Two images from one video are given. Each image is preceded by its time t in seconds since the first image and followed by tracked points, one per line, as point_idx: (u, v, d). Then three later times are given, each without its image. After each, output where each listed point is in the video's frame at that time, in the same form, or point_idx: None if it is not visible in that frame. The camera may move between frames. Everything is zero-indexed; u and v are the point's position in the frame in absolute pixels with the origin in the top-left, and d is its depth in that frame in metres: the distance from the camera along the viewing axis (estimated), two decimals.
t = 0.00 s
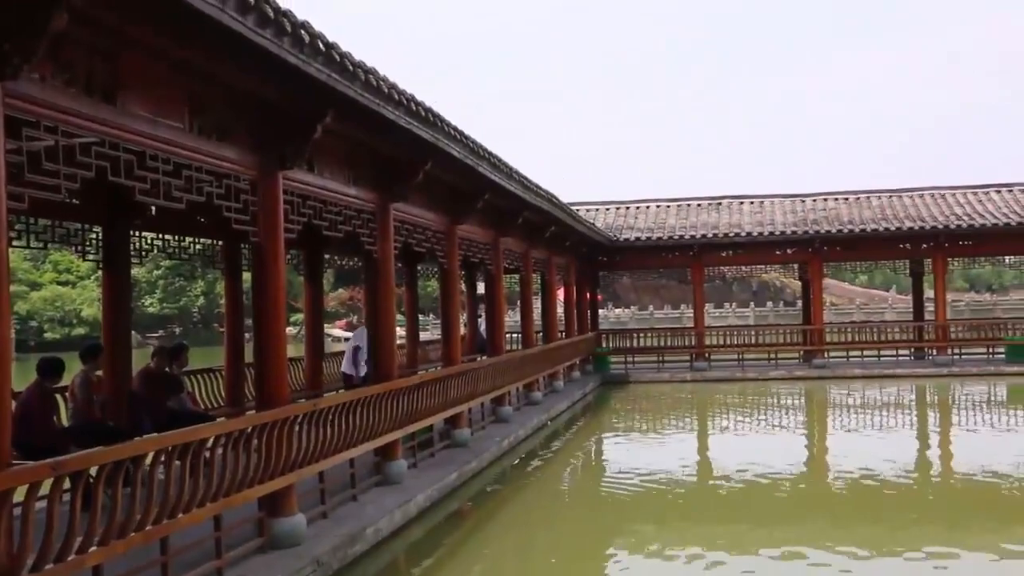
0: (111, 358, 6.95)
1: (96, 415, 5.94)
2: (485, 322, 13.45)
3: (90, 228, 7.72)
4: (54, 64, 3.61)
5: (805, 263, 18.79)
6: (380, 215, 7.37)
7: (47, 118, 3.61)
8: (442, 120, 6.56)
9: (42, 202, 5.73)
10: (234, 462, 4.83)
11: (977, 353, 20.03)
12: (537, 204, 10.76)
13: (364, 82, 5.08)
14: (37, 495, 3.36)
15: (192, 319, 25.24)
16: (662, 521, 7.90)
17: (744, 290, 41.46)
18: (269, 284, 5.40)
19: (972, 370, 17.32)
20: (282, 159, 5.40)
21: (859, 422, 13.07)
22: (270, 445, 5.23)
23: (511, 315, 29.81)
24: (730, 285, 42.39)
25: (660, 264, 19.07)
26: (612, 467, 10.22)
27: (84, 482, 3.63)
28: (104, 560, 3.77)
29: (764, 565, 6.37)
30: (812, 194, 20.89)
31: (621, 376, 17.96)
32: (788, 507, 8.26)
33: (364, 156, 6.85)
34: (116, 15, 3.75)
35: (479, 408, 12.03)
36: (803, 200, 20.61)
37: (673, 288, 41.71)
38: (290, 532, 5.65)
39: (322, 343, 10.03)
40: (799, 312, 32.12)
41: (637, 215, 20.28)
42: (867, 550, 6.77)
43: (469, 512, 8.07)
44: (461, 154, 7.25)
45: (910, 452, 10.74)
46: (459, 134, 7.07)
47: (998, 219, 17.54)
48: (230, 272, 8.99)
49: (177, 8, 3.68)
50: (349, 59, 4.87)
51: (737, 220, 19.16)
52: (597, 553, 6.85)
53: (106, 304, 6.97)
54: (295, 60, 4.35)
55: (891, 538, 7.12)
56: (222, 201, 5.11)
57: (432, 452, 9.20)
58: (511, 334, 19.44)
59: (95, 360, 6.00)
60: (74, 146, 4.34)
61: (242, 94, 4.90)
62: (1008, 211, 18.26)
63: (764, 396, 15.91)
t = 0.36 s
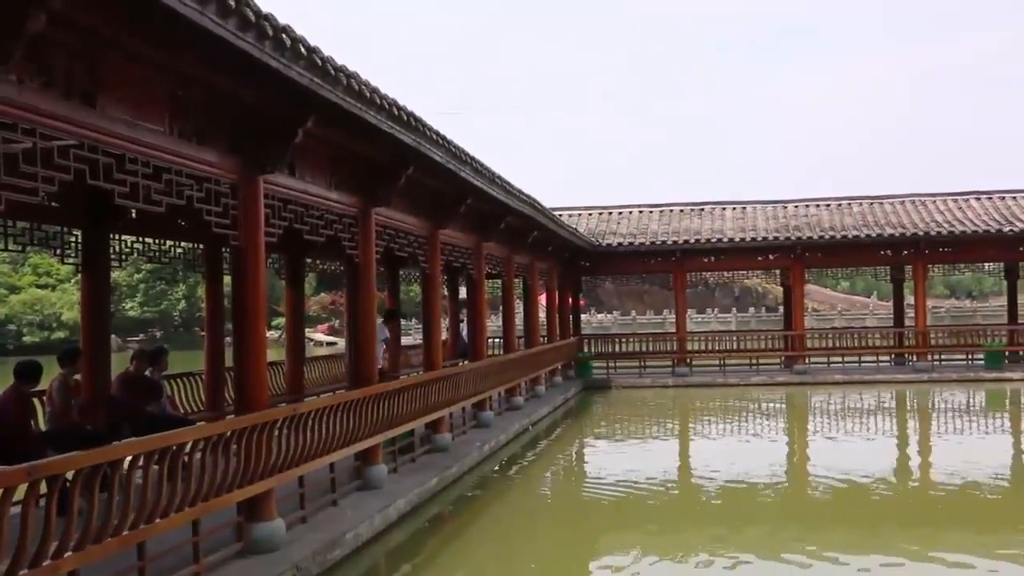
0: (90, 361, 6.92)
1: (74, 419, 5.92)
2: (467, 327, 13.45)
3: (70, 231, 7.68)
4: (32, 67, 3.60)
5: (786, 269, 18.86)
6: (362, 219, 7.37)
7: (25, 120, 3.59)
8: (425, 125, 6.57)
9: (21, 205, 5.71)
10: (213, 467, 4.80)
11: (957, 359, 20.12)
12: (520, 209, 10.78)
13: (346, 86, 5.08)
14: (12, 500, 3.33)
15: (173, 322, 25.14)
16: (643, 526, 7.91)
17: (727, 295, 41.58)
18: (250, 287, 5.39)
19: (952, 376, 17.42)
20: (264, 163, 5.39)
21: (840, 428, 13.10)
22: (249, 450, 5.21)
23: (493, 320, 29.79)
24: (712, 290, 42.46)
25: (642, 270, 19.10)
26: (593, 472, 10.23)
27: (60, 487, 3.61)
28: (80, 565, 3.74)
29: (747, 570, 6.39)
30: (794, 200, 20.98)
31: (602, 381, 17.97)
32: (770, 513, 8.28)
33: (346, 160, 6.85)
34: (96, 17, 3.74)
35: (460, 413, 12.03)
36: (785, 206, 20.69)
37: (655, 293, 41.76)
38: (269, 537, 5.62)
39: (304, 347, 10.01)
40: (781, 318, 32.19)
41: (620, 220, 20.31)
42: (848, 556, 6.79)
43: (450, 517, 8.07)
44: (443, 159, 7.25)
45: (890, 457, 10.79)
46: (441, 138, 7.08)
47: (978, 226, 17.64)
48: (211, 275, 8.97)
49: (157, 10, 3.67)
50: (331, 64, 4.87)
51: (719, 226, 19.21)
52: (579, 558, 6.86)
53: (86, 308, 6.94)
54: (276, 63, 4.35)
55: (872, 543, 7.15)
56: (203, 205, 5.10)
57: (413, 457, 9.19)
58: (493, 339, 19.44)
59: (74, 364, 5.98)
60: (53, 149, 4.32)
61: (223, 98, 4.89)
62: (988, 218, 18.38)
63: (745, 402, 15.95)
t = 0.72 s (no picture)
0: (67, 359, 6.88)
1: (51, 418, 5.87)
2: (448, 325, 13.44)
3: (48, 229, 7.63)
4: (8, 65, 3.57)
5: (766, 267, 18.94)
6: (342, 217, 7.35)
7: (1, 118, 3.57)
8: (404, 122, 6.56)
9: None
10: (193, 465, 4.78)
11: (936, 356, 20.24)
12: (501, 207, 10.78)
13: (325, 83, 5.06)
14: None
15: (153, 321, 25.02)
16: (624, 523, 7.93)
17: (708, 292, 41.72)
18: (229, 284, 5.37)
19: (931, 373, 17.53)
20: (243, 160, 5.38)
21: (820, 424, 13.17)
22: (229, 448, 5.19)
23: (474, 318, 29.79)
24: (693, 288, 42.61)
25: (623, 268, 19.14)
26: (574, 470, 10.24)
27: (36, 487, 3.58)
28: (57, 565, 3.72)
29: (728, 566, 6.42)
30: (774, 198, 21.06)
31: (583, 379, 18.00)
32: (750, 509, 8.32)
33: (325, 158, 6.84)
34: (73, 13, 3.72)
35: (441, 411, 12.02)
36: (765, 204, 20.77)
37: (636, 291, 41.88)
38: (247, 536, 5.60)
39: (285, 346, 9.98)
40: (762, 316, 32.33)
41: (601, 218, 20.34)
42: (829, 552, 6.83)
43: (431, 515, 8.06)
44: (424, 156, 7.24)
45: (870, 453, 10.85)
46: (421, 136, 7.07)
47: (955, 224, 17.77)
48: (191, 273, 8.93)
49: (134, 7, 3.65)
50: (310, 61, 4.86)
51: (700, 224, 19.26)
52: (560, 556, 6.87)
53: (64, 306, 6.90)
54: (255, 61, 4.33)
55: (852, 539, 7.19)
56: (182, 202, 5.07)
57: (394, 455, 9.18)
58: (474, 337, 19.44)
59: (51, 363, 5.94)
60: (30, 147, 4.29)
61: (201, 95, 4.88)
62: (966, 215, 18.50)
63: (726, 399, 16.01)
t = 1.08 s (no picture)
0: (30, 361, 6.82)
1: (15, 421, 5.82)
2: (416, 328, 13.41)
3: (11, 231, 7.54)
4: None
5: (734, 269, 19.03)
6: (309, 219, 7.32)
7: None
8: (372, 124, 6.55)
9: None
10: (158, 469, 4.74)
11: (902, 357, 20.42)
12: (469, 209, 10.78)
13: (291, 85, 5.05)
14: None
15: (119, 324, 24.84)
16: (594, 525, 7.93)
17: (677, 294, 41.88)
18: (194, 285, 5.35)
19: (897, 374, 17.68)
20: (208, 162, 5.35)
21: (787, 425, 13.26)
22: (195, 451, 5.15)
23: (443, 320, 29.76)
24: (662, 290, 42.80)
25: (592, 270, 19.17)
26: (544, 472, 10.23)
27: None
28: (21, 570, 3.69)
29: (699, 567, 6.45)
30: (742, 200, 21.17)
31: (552, 381, 18.00)
32: (720, 511, 8.34)
33: (292, 159, 6.81)
34: (36, 14, 3.68)
35: (410, 413, 11.98)
36: (733, 207, 20.88)
37: (605, 293, 42.00)
38: (214, 541, 5.56)
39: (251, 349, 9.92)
40: (730, 317, 32.51)
41: (569, 220, 20.38)
42: (798, 552, 6.87)
43: (399, 518, 8.03)
44: (391, 158, 7.23)
45: (837, 454, 10.93)
46: (388, 138, 7.06)
47: (921, 226, 17.94)
48: (157, 275, 8.85)
49: (98, 8, 3.63)
50: (276, 62, 4.85)
51: (668, 226, 19.34)
52: (530, 558, 6.86)
53: (27, 309, 6.83)
54: (221, 62, 4.31)
55: (819, 539, 7.24)
56: (147, 205, 5.04)
57: (362, 458, 9.15)
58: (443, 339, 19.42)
59: (14, 366, 5.89)
60: None
61: (166, 96, 4.85)
62: (932, 217, 18.69)
63: (694, 400, 16.06)
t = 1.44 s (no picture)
0: None
1: None
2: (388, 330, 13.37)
3: None
4: None
5: (705, 271, 19.12)
6: (278, 221, 7.28)
7: None
8: (342, 126, 6.53)
9: None
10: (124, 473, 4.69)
11: (871, 358, 20.58)
12: (440, 211, 10.77)
13: (260, 87, 5.02)
14: None
15: (87, 327, 24.69)
16: (566, 527, 7.93)
17: (648, 296, 42.03)
18: (163, 287, 5.30)
19: (866, 374, 17.82)
20: (176, 164, 5.30)
21: (758, 426, 13.33)
22: (163, 456, 5.10)
23: (415, 322, 29.72)
24: (634, 292, 42.95)
25: (564, 272, 19.19)
26: (515, 474, 10.23)
27: None
28: None
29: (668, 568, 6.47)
30: (712, 202, 21.28)
31: (524, 383, 18.01)
32: (691, 512, 8.37)
33: (261, 161, 6.77)
34: None
35: (381, 416, 11.95)
36: (704, 209, 20.97)
37: (578, 295, 42.10)
38: (181, 545, 5.51)
39: (221, 352, 9.87)
40: (701, 319, 32.65)
41: (541, 222, 20.40)
42: (768, 552, 6.90)
43: (370, 521, 8.00)
44: (362, 160, 7.20)
45: (806, 455, 11.00)
46: (359, 140, 7.04)
47: (889, 228, 18.11)
48: (124, 277, 8.77)
49: (64, 8, 3.59)
50: (245, 64, 4.81)
51: (640, 228, 19.40)
52: (501, 560, 6.86)
53: None
54: (189, 63, 4.28)
55: (788, 539, 7.28)
56: (115, 207, 4.98)
57: (333, 461, 9.11)
58: (415, 342, 19.39)
59: None
60: None
61: (134, 97, 4.81)
62: (900, 219, 18.85)
63: (666, 402, 16.13)
